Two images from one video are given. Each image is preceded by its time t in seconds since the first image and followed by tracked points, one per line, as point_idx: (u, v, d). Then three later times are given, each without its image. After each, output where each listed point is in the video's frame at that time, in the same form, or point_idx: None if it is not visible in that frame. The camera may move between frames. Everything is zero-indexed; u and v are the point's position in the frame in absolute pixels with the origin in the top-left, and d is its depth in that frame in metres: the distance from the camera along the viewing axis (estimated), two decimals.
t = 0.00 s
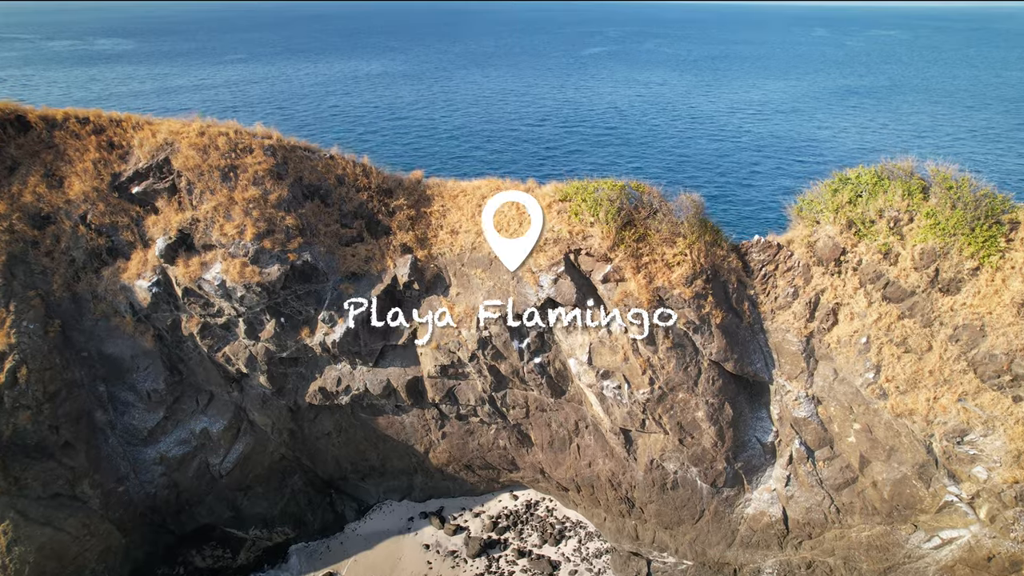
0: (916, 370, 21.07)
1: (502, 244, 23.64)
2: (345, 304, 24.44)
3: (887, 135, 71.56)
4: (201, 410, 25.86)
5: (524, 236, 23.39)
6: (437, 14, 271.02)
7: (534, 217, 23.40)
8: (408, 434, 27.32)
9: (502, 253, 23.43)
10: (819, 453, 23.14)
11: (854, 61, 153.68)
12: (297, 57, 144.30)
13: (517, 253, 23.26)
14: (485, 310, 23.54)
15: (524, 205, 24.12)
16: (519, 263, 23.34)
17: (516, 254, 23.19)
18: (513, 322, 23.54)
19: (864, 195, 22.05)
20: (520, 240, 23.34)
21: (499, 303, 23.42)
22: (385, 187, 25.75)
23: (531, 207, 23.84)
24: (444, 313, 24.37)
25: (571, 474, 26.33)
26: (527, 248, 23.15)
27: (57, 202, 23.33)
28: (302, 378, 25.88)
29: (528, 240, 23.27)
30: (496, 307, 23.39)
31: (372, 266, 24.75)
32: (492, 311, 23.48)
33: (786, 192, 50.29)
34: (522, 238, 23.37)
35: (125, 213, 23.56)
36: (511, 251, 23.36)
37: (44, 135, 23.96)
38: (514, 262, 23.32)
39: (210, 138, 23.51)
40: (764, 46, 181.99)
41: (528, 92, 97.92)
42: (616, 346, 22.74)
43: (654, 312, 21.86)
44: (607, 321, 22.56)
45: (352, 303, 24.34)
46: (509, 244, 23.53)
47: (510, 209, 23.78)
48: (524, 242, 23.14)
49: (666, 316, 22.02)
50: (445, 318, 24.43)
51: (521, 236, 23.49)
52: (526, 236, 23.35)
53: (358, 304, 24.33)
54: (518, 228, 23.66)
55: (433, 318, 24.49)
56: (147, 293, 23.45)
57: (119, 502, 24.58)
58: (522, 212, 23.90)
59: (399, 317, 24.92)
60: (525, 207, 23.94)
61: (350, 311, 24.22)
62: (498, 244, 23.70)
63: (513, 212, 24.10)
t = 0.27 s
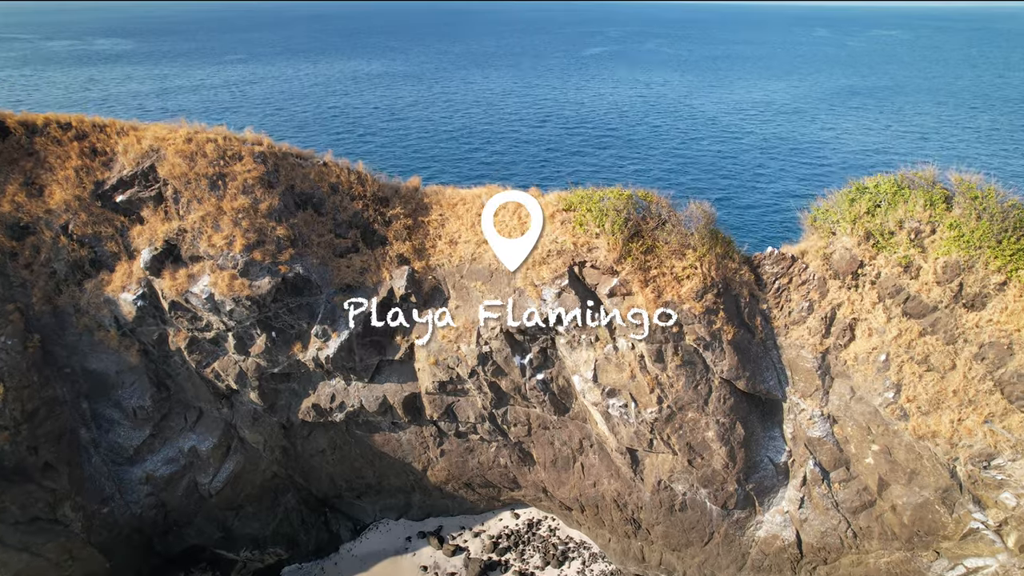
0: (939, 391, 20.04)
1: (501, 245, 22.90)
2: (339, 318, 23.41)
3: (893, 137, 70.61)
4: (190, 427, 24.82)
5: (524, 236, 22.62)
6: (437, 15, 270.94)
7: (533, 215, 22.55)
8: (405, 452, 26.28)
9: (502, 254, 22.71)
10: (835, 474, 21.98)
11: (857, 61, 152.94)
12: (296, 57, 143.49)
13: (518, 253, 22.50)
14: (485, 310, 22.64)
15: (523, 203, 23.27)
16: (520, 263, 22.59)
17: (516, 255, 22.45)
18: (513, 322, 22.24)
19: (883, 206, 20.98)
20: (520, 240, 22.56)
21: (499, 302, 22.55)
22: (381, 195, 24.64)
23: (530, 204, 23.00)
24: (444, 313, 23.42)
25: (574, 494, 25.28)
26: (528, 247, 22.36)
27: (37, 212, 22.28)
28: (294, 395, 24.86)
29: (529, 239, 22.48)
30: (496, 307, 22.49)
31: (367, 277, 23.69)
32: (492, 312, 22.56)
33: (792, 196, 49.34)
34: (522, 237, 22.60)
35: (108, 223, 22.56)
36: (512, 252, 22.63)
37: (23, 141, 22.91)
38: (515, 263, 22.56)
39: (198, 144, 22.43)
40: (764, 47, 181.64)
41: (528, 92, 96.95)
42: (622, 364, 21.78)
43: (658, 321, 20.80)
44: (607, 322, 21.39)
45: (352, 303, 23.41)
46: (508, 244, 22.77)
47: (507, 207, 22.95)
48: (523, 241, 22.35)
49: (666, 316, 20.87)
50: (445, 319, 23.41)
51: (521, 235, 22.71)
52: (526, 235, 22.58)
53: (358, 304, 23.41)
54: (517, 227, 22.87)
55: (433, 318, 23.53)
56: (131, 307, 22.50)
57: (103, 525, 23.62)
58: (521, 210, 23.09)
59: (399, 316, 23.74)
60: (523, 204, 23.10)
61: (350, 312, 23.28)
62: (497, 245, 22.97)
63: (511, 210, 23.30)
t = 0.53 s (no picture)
0: (965, 414, 18.83)
1: (500, 244, 22.06)
2: (332, 333, 22.32)
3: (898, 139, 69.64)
4: (177, 447, 23.74)
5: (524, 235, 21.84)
6: (437, 15, 270.94)
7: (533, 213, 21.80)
8: (402, 471, 25.20)
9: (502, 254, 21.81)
10: (853, 498, 20.98)
11: (859, 61, 152.13)
12: (296, 57, 142.72)
13: (519, 253, 21.65)
14: (485, 310, 21.65)
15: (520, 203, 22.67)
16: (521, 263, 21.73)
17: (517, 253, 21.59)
18: (513, 322, 21.20)
19: (905, 217, 19.91)
20: (519, 239, 21.75)
21: (499, 302, 21.59)
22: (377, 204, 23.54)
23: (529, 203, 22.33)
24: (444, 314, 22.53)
25: (578, 516, 24.26)
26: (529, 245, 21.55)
27: (15, 223, 21.17)
28: (286, 413, 23.80)
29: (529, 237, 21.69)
30: (496, 306, 21.52)
31: (362, 290, 22.56)
32: (492, 311, 21.60)
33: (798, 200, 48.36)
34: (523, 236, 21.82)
35: (90, 234, 21.47)
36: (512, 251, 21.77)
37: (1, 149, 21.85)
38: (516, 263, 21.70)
39: (184, 152, 21.34)
40: (766, 47, 181.28)
41: (529, 93, 95.95)
42: (630, 384, 20.77)
43: (658, 321, 19.68)
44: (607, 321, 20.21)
45: (351, 303, 22.40)
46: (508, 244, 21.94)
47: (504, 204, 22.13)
48: (525, 240, 21.54)
49: (666, 315, 19.74)
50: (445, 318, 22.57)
51: (521, 235, 21.97)
52: (525, 235, 21.80)
53: (359, 305, 22.38)
54: (517, 226, 22.11)
55: (433, 317, 22.51)
56: (114, 322, 21.32)
57: (85, 550, 22.71)
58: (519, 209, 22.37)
59: (399, 317, 22.40)
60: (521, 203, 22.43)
61: (350, 312, 22.28)
62: (496, 244, 22.09)
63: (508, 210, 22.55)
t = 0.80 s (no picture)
0: (995, 441, 17.72)
1: (500, 244, 21.25)
2: (325, 351, 21.27)
3: (904, 141, 68.70)
4: (164, 468, 22.67)
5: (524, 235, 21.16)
6: (438, 15, 270.97)
7: (533, 212, 21.17)
8: (398, 493, 24.14)
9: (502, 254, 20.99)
10: (873, 526, 19.90)
11: (860, 62, 151.27)
12: (295, 57, 141.87)
13: (521, 252, 20.86)
14: (485, 310, 20.65)
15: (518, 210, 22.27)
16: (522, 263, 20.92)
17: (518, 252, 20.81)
18: (513, 322, 20.25)
19: (929, 230, 18.81)
20: (519, 239, 20.98)
21: (500, 302, 20.59)
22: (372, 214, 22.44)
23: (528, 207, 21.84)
24: (444, 313, 21.30)
25: (583, 540, 23.20)
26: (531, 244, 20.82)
27: None
28: (277, 433, 22.72)
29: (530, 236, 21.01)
30: (497, 306, 20.50)
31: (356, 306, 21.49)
32: (493, 312, 20.59)
33: (804, 205, 47.39)
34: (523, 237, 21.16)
35: (70, 247, 20.42)
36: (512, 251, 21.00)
37: None
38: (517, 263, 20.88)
39: (168, 161, 20.21)
40: (767, 46, 180.72)
41: (529, 94, 94.94)
42: (638, 406, 19.74)
43: (659, 321, 18.72)
44: (607, 322, 19.21)
45: (352, 302, 21.43)
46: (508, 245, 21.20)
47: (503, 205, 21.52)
48: (526, 238, 20.77)
49: (667, 316, 18.79)
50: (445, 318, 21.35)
51: (521, 236, 21.21)
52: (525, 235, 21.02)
53: (358, 304, 21.43)
54: (516, 226, 21.46)
55: (433, 317, 21.30)
56: (95, 340, 20.25)
57: None
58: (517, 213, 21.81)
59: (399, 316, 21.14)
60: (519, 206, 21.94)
61: (350, 312, 21.33)
62: (495, 245, 21.33)
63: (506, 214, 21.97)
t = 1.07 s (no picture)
0: None
1: (498, 241, 20.54)
2: (318, 367, 20.37)
3: (908, 143, 67.91)
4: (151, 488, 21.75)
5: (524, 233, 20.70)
6: (438, 15, 271.02)
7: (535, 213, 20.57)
8: (395, 513, 23.23)
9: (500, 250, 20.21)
10: (892, 551, 19.05)
11: (862, 61, 150.74)
12: (294, 57, 141.20)
13: (520, 250, 20.19)
14: (485, 309, 19.78)
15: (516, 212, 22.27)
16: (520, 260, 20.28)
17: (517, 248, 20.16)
18: (513, 322, 19.40)
19: (952, 242, 17.96)
20: (520, 238, 20.30)
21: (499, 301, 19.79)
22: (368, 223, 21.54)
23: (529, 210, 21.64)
24: (444, 313, 20.33)
25: (588, 563, 22.31)
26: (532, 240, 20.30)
27: None
28: (269, 451, 21.82)
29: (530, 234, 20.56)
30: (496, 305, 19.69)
31: (351, 320, 20.61)
32: (494, 311, 19.73)
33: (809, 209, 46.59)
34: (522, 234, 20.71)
35: (51, 258, 19.47)
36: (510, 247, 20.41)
37: None
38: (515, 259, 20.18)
39: (154, 169, 19.22)
40: (767, 46, 180.32)
41: (528, 94, 94.31)
42: (646, 427, 18.82)
43: (657, 320, 17.91)
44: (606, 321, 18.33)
45: (352, 303, 20.65)
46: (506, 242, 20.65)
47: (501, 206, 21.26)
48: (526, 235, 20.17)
49: (665, 315, 17.93)
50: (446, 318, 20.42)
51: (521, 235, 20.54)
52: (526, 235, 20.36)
53: (359, 304, 20.65)
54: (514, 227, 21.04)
55: (433, 317, 20.30)
56: (77, 356, 19.34)
57: None
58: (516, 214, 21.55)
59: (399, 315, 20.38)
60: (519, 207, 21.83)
61: (349, 312, 20.55)
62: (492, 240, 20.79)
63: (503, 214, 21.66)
